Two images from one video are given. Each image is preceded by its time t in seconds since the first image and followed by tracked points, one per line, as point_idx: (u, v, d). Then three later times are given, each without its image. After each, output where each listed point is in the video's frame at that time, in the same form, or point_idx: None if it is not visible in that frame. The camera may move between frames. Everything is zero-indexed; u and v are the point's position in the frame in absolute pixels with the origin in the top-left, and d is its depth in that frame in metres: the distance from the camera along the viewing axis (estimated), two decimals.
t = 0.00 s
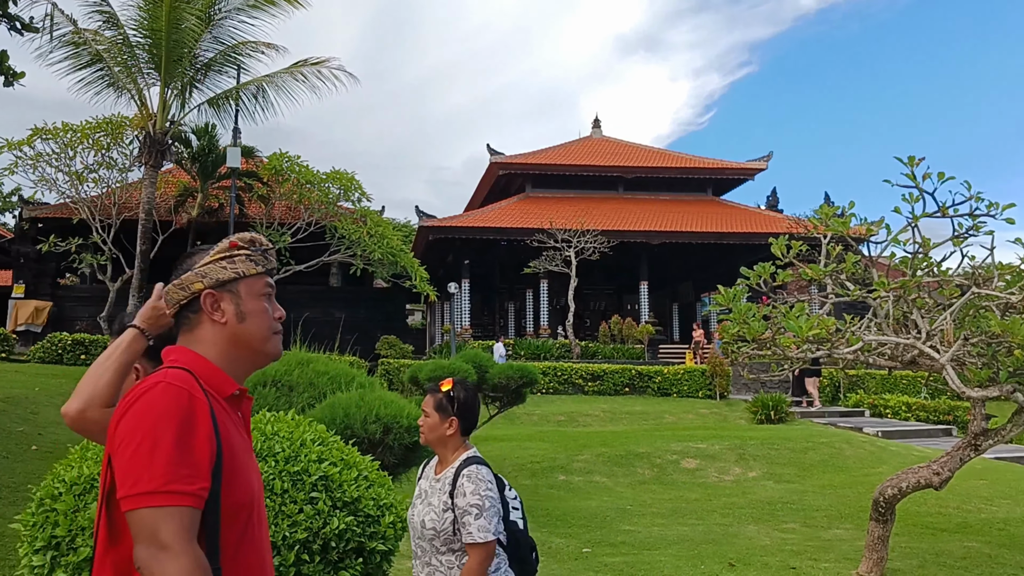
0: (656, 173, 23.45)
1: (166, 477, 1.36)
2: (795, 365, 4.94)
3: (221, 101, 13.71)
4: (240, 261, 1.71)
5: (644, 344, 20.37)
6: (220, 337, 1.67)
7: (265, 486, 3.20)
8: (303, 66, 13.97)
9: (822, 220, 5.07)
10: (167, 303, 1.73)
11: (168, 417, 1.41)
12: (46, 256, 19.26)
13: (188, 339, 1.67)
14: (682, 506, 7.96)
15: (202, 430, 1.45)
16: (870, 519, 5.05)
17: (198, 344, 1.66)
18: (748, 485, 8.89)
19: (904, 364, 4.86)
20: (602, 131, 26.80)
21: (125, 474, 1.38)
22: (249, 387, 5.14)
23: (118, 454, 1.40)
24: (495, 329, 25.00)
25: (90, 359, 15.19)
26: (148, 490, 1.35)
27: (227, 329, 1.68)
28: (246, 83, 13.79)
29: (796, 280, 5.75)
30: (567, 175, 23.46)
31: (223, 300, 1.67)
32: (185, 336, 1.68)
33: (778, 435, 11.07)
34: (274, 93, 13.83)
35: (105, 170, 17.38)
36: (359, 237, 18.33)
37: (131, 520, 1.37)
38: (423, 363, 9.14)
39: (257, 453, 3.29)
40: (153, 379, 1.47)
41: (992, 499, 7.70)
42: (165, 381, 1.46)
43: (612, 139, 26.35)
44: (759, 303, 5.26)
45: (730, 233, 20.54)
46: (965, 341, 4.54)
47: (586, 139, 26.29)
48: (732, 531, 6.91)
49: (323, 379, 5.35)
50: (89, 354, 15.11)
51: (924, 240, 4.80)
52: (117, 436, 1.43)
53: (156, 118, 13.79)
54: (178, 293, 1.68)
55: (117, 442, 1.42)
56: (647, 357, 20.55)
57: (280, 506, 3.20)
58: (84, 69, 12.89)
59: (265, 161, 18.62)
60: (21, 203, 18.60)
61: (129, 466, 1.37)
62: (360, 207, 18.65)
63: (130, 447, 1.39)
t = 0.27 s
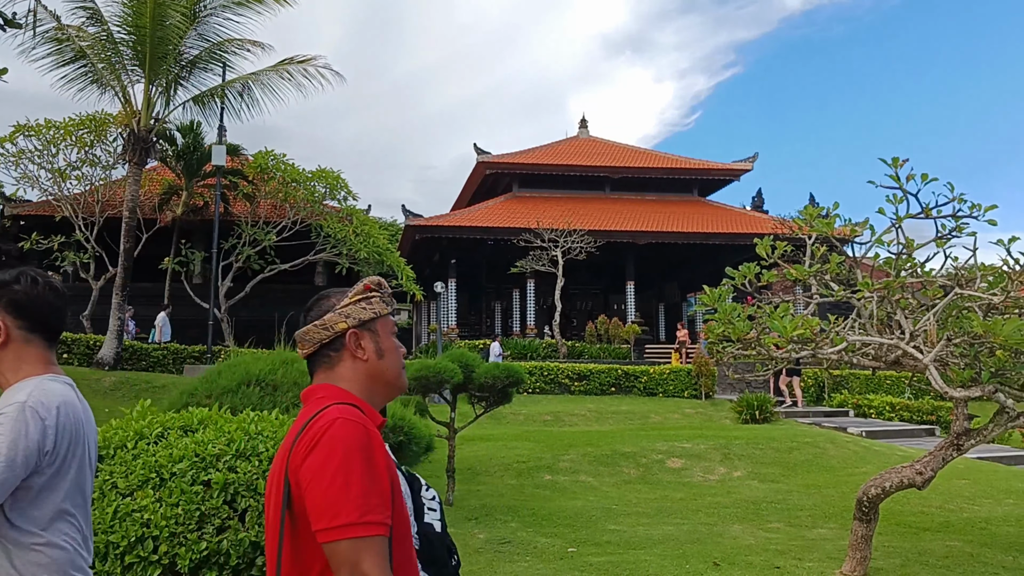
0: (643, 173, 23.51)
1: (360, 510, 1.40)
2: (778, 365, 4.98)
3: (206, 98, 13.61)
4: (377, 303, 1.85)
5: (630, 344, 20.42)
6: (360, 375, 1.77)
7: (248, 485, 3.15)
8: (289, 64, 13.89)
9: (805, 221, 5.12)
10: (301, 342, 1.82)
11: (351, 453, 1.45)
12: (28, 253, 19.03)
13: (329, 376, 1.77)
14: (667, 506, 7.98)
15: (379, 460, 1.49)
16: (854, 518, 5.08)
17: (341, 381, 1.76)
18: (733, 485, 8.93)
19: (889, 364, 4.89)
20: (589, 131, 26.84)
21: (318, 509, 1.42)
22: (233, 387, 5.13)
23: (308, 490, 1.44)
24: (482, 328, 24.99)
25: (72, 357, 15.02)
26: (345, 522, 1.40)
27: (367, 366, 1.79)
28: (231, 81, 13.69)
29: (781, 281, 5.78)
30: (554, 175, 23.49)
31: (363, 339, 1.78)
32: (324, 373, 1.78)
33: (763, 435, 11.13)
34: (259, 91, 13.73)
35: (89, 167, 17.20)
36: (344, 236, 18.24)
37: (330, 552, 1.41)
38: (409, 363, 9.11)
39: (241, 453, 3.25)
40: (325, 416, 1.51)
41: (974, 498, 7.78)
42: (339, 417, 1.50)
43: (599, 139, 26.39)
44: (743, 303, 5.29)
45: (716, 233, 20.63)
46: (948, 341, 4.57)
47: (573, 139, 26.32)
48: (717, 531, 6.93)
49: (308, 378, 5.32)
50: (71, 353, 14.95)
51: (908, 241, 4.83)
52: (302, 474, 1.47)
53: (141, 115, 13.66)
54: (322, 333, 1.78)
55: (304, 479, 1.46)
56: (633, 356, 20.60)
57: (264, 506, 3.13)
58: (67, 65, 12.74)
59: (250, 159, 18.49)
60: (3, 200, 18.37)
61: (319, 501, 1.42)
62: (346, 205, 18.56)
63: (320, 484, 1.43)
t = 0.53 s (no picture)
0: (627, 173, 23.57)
1: (485, 503, 1.42)
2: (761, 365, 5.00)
3: (189, 95, 13.48)
4: (491, 297, 1.80)
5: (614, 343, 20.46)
6: (475, 368, 1.74)
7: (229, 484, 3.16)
8: (273, 61, 13.79)
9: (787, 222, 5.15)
10: (416, 331, 1.79)
11: (475, 446, 1.45)
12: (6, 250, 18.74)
13: (443, 366, 1.74)
14: (650, 504, 8.01)
15: (497, 453, 1.50)
16: (835, 517, 5.12)
17: (455, 372, 1.73)
18: (716, 484, 8.97)
19: (870, 364, 4.92)
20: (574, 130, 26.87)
21: (444, 500, 1.43)
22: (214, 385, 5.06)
23: (433, 481, 1.45)
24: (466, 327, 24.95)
25: (52, 355, 14.81)
26: (471, 513, 1.41)
27: (478, 359, 1.76)
28: (214, 78, 13.57)
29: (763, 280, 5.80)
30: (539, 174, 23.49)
31: (476, 332, 1.76)
32: (438, 363, 1.75)
33: (745, 434, 11.19)
34: (243, 88, 13.62)
35: (69, 163, 16.97)
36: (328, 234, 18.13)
37: (456, 542, 1.42)
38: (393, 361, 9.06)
39: (222, 452, 3.25)
40: (447, 410, 1.51)
41: (953, 497, 7.86)
42: (461, 410, 1.50)
43: (584, 139, 26.42)
44: (726, 303, 5.31)
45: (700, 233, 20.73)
46: (928, 341, 4.61)
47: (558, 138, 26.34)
48: (700, 530, 6.96)
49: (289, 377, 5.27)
50: (51, 351, 14.74)
51: (889, 242, 4.87)
52: (427, 464, 1.47)
53: (122, 112, 13.50)
54: (437, 324, 1.75)
55: (429, 470, 1.47)
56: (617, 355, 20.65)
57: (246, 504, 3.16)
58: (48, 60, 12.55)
59: (234, 156, 18.33)
60: None
61: (446, 492, 1.43)
62: (330, 203, 18.44)
63: (447, 475, 1.44)
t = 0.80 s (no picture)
0: (612, 173, 23.62)
1: (639, 559, 1.42)
2: (744, 365, 5.03)
3: (171, 92, 13.33)
4: (613, 336, 1.79)
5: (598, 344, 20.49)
6: (604, 409, 1.72)
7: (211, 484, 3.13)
8: (257, 59, 13.67)
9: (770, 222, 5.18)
10: (541, 371, 1.74)
11: (624, 501, 1.45)
12: None
13: (573, 408, 1.71)
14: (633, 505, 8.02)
15: (641, 505, 1.49)
16: (816, 517, 5.16)
17: (586, 415, 1.70)
18: (699, 484, 9.00)
19: (851, 365, 4.97)
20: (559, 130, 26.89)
21: (598, 555, 1.42)
22: (196, 384, 5.01)
23: (584, 535, 1.44)
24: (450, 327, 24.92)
25: (31, 354, 14.61)
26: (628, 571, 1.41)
27: (606, 399, 1.74)
28: (197, 75, 13.42)
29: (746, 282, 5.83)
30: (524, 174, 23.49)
31: (606, 373, 1.73)
32: (567, 405, 1.71)
33: (728, 435, 11.25)
34: (226, 86, 13.50)
35: (49, 160, 16.75)
36: (311, 232, 18.02)
37: None
38: (377, 361, 9.01)
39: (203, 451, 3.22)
40: (591, 461, 1.50)
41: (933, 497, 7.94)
42: (607, 462, 1.49)
43: (568, 139, 26.45)
44: (709, 304, 5.33)
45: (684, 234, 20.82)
46: (909, 342, 4.65)
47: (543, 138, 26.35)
48: (682, 530, 6.98)
49: (271, 376, 5.24)
50: (30, 350, 14.54)
51: (871, 244, 4.91)
52: (577, 517, 1.47)
53: (103, 108, 13.33)
54: (567, 365, 1.71)
55: (579, 525, 1.46)
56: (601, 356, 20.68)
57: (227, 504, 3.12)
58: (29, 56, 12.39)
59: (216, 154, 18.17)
60: None
61: (599, 548, 1.42)
62: (314, 202, 18.31)
63: (600, 529, 1.43)
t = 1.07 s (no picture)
0: (596, 175, 23.69)
1: (757, 538, 1.65)
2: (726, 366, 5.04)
3: (153, 91, 13.19)
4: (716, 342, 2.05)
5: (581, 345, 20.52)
6: (708, 405, 1.96)
7: (191, 485, 3.09)
8: (240, 58, 13.55)
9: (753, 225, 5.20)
10: (656, 365, 1.97)
11: (741, 485, 1.69)
12: None
13: (681, 401, 1.95)
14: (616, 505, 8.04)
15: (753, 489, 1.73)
16: (797, 518, 5.18)
17: (693, 407, 1.95)
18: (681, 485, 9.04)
19: (833, 366, 5.00)
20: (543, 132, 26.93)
21: (721, 532, 1.66)
22: (175, 385, 4.93)
23: (708, 513, 1.67)
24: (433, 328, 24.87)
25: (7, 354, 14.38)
26: (748, 547, 1.64)
27: (711, 395, 1.98)
28: (179, 74, 13.30)
29: (728, 284, 5.86)
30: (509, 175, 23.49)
31: (713, 372, 1.98)
32: (675, 398, 1.95)
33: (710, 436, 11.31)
34: (208, 85, 13.37)
35: (28, 159, 16.52)
36: (293, 233, 17.89)
37: (728, 572, 1.65)
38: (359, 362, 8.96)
39: (183, 453, 3.17)
40: (709, 448, 1.74)
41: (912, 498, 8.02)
42: (725, 450, 1.74)
43: (553, 141, 26.51)
44: (692, 305, 5.34)
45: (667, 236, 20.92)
46: (890, 344, 4.69)
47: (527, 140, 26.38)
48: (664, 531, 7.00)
49: (252, 378, 5.18)
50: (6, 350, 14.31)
51: (852, 246, 4.96)
52: (700, 497, 1.69)
53: (84, 106, 13.15)
54: (681, 361, 1.95)
55: (702, 502, 1.69)
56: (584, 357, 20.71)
57: (207, 506, 3.08)
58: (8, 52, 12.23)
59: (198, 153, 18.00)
60: None
61: (722, 524, 1.65)
62: (296, 202, 18.17)
63: (723, 509, 1.66)
